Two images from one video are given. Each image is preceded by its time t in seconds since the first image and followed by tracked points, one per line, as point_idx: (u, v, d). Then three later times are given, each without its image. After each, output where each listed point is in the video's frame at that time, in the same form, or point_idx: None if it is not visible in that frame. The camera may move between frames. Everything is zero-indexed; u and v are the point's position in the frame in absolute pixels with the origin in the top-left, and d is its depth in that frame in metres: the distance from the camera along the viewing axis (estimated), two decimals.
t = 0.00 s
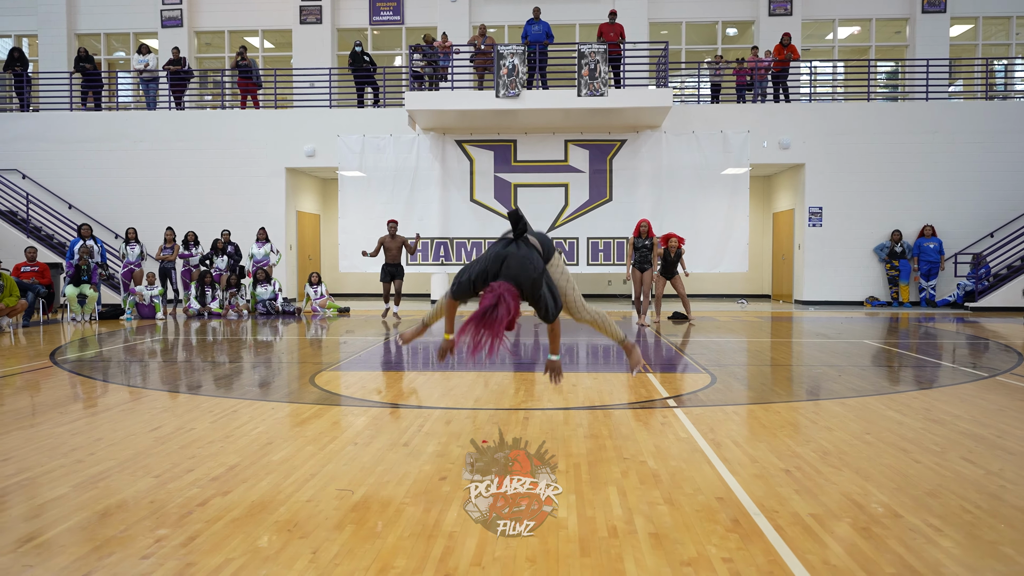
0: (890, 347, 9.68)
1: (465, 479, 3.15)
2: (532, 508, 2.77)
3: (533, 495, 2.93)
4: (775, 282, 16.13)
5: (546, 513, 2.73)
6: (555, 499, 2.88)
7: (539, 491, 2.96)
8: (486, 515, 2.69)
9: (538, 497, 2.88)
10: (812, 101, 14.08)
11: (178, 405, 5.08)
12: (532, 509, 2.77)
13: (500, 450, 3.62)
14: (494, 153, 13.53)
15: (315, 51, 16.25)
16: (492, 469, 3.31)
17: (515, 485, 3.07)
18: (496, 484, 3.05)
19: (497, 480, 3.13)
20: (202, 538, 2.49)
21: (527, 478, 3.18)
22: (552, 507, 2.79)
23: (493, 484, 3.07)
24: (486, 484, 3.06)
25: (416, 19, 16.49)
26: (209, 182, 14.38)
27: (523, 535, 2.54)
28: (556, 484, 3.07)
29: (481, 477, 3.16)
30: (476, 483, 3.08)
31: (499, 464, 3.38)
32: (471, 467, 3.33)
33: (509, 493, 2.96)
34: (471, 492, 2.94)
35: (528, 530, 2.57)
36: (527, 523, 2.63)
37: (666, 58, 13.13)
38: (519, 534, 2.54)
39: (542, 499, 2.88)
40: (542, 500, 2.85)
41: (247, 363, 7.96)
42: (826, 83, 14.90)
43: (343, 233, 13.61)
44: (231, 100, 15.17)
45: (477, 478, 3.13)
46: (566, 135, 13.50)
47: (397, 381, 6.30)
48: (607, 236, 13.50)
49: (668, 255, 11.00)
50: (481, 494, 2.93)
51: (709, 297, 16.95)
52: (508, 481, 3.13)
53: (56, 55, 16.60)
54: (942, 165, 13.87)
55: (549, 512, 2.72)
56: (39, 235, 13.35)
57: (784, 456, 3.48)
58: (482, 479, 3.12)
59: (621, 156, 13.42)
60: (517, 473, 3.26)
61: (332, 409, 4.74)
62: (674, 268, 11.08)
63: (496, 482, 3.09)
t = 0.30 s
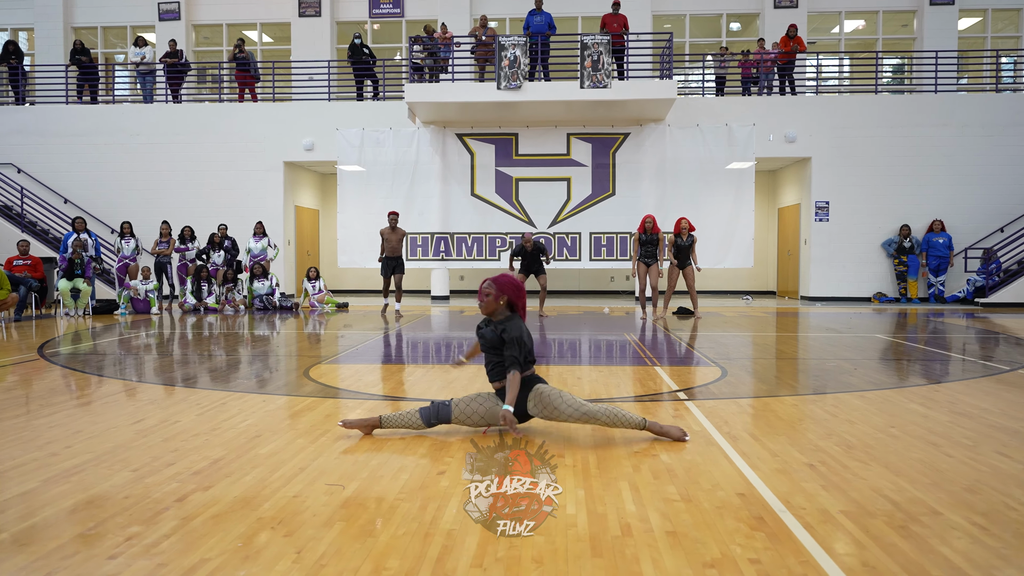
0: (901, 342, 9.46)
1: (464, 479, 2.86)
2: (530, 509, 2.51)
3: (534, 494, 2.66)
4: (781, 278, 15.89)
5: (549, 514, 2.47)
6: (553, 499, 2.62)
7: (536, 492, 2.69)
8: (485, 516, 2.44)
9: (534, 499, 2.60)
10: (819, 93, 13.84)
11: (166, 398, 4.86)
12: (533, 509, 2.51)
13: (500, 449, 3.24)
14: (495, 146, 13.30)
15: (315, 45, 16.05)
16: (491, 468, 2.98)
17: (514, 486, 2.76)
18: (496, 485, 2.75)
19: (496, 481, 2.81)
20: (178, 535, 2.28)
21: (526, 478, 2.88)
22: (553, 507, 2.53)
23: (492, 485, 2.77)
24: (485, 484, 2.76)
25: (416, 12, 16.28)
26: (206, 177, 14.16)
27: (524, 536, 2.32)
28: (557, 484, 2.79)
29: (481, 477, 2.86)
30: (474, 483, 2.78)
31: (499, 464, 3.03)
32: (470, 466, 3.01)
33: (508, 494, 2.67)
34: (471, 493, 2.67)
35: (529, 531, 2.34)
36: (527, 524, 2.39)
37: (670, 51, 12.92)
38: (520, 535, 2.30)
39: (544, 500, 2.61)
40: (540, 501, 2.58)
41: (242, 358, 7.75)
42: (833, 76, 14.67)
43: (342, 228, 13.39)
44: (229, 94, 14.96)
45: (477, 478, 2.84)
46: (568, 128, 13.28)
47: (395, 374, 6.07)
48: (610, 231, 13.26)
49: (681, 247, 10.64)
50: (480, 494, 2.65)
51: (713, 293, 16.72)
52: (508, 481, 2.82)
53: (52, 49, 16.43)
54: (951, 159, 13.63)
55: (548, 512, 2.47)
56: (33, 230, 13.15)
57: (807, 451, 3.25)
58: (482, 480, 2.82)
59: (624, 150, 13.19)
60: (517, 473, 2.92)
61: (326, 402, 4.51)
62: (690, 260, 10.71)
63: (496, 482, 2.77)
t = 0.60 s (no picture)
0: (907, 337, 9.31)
1: (463, 478, 2.68)
2: (529, 509, 2.36)
3: (535, 494, 2.49)
4: (784, 275, 15.72)
5: (550, 514, 2.31)
6: (555, 499, 2.44)
7: (536, 491, 2.51)
8: (484, 516, 2.28)
9: (534, 499, 2.44)
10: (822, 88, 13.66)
11: (153, 394, 4.69)
12: (532, 509, 2.35)
13: (500, 449, 3.06)
14: (495, 141, 13.12)
15: (313, 40, 15.90)
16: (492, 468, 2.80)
17: (514, 486, 2.59)
18: (496, 485, 2.58)
19: (497, 481, 2.63)
20: (147, 538, 2.11)
21: (527, 477, 2.70)
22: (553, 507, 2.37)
23: (492, 485, 2.59)
24: (485, 484, 2.59)
25: (415, 7, 16.11)
26: (203, 173, 14.01)
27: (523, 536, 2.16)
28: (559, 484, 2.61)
29: (481, 477, 2.68)
30: (474, 482, 2.61)
31: (500, 464, 2.86)
32: (470, 466, 2.82)
33: (508, 494, 2.50)
34: (470, 493, 2.50)
35: (529, 531, 2.18)
36: (527, 523, 2.24)
37: (672, 45, 12.75)
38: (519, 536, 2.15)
39: (544, 499, 2.44)
40: (539, 501, 2.42)
41: (236, 354, 7.59)
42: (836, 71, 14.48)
43: (340, 225, 13.23)
44: (225, 89, 14.79)
45: (477, 479, 2.65)
46: (569, 123, 13.10)
47: (391, 371, 5.90)
48: (611, 227, 13.09)
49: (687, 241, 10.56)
50: (479, 494, 2.49)
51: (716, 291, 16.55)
52: (508, 481, 2.65)
53: (48, 44, 16.28)
54: (957, 154, 13.45)
55: (548, 512, 2.31)
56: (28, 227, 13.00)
57: (822, 448, 3.07)
58: (483, 480, 2.64)
59: (626, 145, 13.03)
60: (517, 473, 2.74)
61: (318, 398, 4.34)
62: (697, 254, 10.63)
63: (496, 482, 2.61)
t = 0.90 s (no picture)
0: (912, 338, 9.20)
1: (463, 478, 2.66)
2: (530, 509, 2.33)
3: (535, 495, 2.47)
4: (787, 276, 15.60)
5: (550, 514, 2.29)
6: (556, 499, 2.42)
7: (536, 491, 2.49)
8: (484, 516, 2.26)
9: (534, 499, 2.42)
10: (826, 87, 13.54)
11: (146, 396, 4.59)
12: (533, 509, 2.33)
13: (500, 449, 3.02)
14: (496, 141, 13.03)
15: (313, 39, 15.82)
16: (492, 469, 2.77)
17: (514, 486, 2.56)
18: (496, 485, 2.55)
19: (497, 481, 2.61)
20: (129, 548, 2.01)
21: (527, 478, 2.66)
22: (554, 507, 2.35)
23: (492, 485, 2.57)
24: (485, 484, 2.57)
25: (416, 6, 16.00)
26: (202, 173, 13.92)
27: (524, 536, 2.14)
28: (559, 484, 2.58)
29: (481, 477, 2.65)
30: (474, 482, 2.59)
31: (499, 464, 2.83)
32: (469, 466, 2.80)
33: (508, 494, 2.48)
34: (470, 493, 2.48)
35: (530, 531, 2.16)
36: (527, 523, 2.21)
37: (675, 44, 12.65)
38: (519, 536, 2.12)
39: (544, 499, 2.42)
40: (540, 501, 2.40)
41: (233, 355, 7.49)
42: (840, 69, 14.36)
43: (340, 225, 13.13)
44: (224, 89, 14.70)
45: (477, 479, 2.62)
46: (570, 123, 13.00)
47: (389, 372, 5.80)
48: (613, 228, 12.98)
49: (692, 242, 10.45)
50: (479, 494, 2.46)
51: (718, 292, 16.44)
52: (508, 481, 2.62)
53: (47, 44, 16.22)
54: (962, 154, 13.32)
55: (549, 513, 2.28)
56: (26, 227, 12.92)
57: (833, 452, 2.97)
58: (483, 480, 2.61)
59: (628, 144, 12.92)
60: (517, 473, 2.71)
61: (313, 400, 4.23)
62: (703, 255, 10.50)
63: (496, 482, 2.58)
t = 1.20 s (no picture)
0: (917, 338, 9.11)
1: (464, 478, 2.63)
2: (530, 509, 2.29)
3: (534, 494, 2.43)
4: (790, 276, 15.49)
5: (550, 513, 2.26)
6: (556, 499, 2.39)
7: (536, 491, 2.46)
8: (485, 515, 2.23)
9: (534, 499, 2.38)
10: (830, 85, 13.42)
11: (138, 398, 4.49)
12: (532, 509, 2.29)
13: (500, 449, 2.99)
14: (497, 140, 12.93)
15: (312, 38, 15.72)
16: (492, 469, 2.75)
17: (514, 486, 2.53)
18: (495, 485, 2.52)
19: (497, 481, 2.57)
20: (109, 562, 1.90)
21: (526, 477, 2.63)
22: (553, 507, 2.31)
23: (492, 485, 2.53)
24: (485, 484, 2.54)
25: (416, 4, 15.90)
26: (201, 172, 13.82)
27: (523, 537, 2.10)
28: (559, 483, 2.55)
29: (481, 477, 2.62)
30: (474, 482, 2.56)
31: (499, 464, 2.80)
32: (469, 466, 2.77)
33: (508, 494, 2.44)
34: (469, 493, 2.44)
35: (530, 531, 2.12)
36: (527, 524, 2.17)
37: (677, 42, 12.54)
38: (519, 537, 2.08)
39: (544, 499, 2.38)
40: (540, 501, 2.36)
41: (230, 356, 7.39)
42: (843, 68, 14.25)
43: (340, 225, 13.03)
44: (223, 87, 14.60)
45: (476, 479, 2.59)
46: (572, 122, 12.89)
47: (388, 373, 5.69)
48: (615, 227, 12.86)
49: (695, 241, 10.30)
50: (480, 494, 2.43)
51: (721, 291, 16.34)
52: (508, 481, 2.59)
53: (45, 42, 16.14)
54: (968, 152, 13.20)
55: (549, 513, 2.25)
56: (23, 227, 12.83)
57: (848, 459, 2.84)
58: (482, 480, 2.58)
59: (629, 143, 12.83)
60: (517, 473, 2.68)
61: (309, 403, 4.12)
62: (706, 254, 10.31)
63: (496, 482, 2.54)
